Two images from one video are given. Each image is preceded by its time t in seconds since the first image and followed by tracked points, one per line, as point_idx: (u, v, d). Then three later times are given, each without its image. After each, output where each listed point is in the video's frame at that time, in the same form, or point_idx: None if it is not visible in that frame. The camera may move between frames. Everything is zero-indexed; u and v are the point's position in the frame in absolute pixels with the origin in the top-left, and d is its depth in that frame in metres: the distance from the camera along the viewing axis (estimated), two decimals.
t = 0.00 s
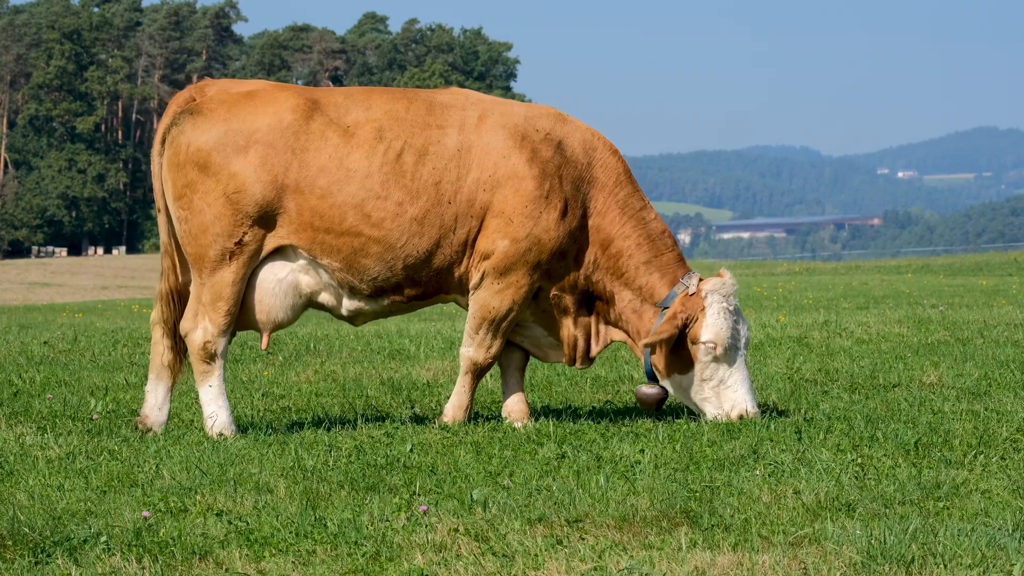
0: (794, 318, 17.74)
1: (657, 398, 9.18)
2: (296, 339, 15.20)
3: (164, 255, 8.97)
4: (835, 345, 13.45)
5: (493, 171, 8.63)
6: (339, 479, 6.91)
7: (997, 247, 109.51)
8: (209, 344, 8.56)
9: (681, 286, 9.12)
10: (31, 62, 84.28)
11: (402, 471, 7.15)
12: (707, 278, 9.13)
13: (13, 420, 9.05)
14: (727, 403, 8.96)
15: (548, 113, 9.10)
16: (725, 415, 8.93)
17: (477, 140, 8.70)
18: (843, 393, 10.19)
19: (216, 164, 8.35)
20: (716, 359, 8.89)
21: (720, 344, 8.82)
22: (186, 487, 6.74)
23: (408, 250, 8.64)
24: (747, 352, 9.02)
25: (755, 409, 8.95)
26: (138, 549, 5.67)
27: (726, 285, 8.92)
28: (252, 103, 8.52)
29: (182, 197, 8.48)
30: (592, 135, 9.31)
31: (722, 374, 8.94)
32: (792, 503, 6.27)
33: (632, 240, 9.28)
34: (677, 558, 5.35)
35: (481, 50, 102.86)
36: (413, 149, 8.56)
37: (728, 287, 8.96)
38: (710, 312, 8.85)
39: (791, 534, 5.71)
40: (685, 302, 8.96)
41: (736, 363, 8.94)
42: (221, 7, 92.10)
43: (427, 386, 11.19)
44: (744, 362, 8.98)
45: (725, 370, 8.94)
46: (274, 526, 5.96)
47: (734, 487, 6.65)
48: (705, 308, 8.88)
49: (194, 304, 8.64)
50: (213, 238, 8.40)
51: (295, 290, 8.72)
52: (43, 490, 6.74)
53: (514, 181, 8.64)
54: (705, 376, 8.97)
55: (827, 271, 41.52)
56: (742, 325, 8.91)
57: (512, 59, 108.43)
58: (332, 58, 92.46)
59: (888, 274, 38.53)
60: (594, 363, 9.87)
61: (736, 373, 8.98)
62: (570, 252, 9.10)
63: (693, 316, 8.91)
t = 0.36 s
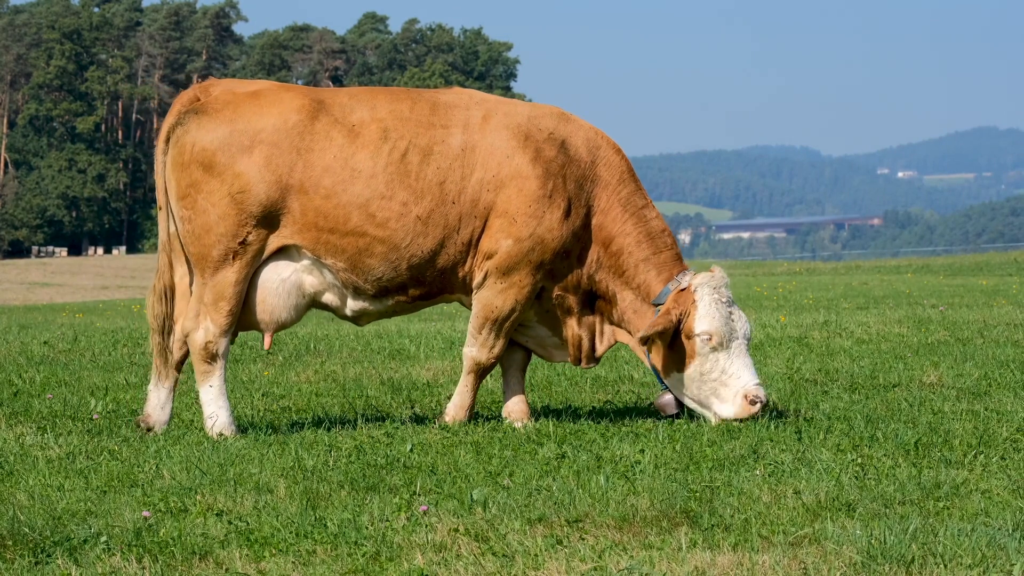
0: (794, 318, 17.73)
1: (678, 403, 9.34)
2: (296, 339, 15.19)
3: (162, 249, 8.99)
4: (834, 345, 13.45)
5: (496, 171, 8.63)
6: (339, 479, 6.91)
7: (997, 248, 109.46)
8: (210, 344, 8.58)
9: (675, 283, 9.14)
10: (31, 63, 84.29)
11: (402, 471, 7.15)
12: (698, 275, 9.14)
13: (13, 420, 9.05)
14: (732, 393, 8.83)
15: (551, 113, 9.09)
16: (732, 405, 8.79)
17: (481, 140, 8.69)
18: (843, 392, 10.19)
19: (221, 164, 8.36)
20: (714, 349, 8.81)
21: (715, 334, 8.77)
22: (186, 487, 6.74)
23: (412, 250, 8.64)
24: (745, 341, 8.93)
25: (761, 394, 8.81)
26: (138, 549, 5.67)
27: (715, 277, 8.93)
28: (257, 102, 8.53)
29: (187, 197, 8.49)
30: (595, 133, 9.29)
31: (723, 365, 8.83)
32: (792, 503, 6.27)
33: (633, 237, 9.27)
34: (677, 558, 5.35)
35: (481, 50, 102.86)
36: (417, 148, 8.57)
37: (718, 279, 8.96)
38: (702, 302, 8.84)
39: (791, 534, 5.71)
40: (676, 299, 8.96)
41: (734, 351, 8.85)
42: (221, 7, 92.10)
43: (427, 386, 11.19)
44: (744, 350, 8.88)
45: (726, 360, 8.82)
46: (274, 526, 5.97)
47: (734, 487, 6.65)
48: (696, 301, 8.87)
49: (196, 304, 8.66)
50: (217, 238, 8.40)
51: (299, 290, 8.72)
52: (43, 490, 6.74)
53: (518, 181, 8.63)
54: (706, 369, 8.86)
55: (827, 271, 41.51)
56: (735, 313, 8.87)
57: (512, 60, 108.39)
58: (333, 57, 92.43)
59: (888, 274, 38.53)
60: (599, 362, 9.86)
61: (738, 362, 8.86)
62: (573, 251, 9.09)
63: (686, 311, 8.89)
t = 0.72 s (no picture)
0: (794, 318, 17.73)
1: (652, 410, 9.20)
2: (296, 339, 15.20)
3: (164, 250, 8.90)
4: (835, 345, 13.44)
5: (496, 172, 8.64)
6: (339, 479, 6.91)
7: (997, 248, 109.47)
8: (211, 344, 8.60)
9: (658, 295, 9.05)
10: (31, 63, 84.30)
11: (402, 471, 7.15)
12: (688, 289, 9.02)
13: (13, 420, 9.05)
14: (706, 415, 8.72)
15: (552, 115, 9.04)
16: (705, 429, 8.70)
17: (481, 141, 8.67)
18: (843, 393, 10.19)
19: (225, 164, 8.39)
20: (689, 370, 8.72)
21: (690, 356, 8.68)
22: (186, 487, 6.74)
23: (414, 251, 8.63)
24: (727, 361, 8.78)
25: (736, 417, 8.65)
26: (138, 549, 5.67)
27: (698, 294, 8.82)
28: (261, 103, 8.55)
29: (190, 197, 8.52)
30: (595, 137, 9.23)
31: (698, 386, 8.74)
32: (792, 503, 6.27)
33: (626, 245, 9.18)
34: (677, 558, 5.35)
35: (481, 50, 102.89)
36: (418, 149, 8.57)
37: (702, 296, 8.83)
38: (681, 321, 8.76)
39: (791, 534, 5.71)
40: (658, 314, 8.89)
41: (711, 373, 8.72)
42: (221, 7, 92.24)
43: (427, 386, 11.19)
44: (723, 372, 8.75)
45: (701, 382, 8.73)
46: (274, 526, 5.96)
47: (734, 487, 6.65)
48: (676, 319, 8.79)
49: (196, 303, 8.67)
50: (218, 238, 8.42)
51: (303, 290, 8.71)
52: (43, 490, 6.73)
53: (518, 183, 8.63)
54: (681, 389, 8.80)
55: (827, 271, 41.51)
56: (715, 334, 8.73)
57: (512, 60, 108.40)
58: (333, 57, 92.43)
59: (888, 274, 38.53)
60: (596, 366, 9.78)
61: (715, 384, 8.75)
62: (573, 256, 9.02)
63: (665, 329, 8.81)
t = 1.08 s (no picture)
0: (794, 318, 17.73)
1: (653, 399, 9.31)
2: (296, 339, 15.20)
3: (163, 249, 8.96)
4: (835, 345, 13.44)
5: (499, 170, 8.60)
6: (339, 479, 6.91)
7: (997, 248, 109.45)
8: (211, 344, 8.62)
9: (659, 278, 9.03)
10: (31, 63, 84.32)
11: (402, 471, 7.15)
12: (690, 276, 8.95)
13: (13, 420, 9.05)
14: (678, 402, 8.66)
15: (555, 111, 8.99)
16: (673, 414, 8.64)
17: (483, 140, 8.64)
18: (843, 392, 10.19)
19: (227, 164, 8.39)
20: (673, 354, 8.64)
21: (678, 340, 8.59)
22: (186, 487, 6.74)
23: (417, 250, 8.60)
24: (713, 354, 8.67)
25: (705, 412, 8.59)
26: (138, 549, 5.67)
27: (702, 282, 8.70)
28: (262, 102, 8.54)
29: (192, 197, 8.54)
30: (598, 131, 9.20)
31: (679, 371, 8.65)
32: (792, 503, 6.27)
33: (633, 235, 9.22)
34: (677, 558, 5.35)
35: (481, 50, 102.88)
36: (419, 149, 8.54)
37: (706, 286, 8.72)
38: (677, 305, 8.67)
39: (791, 534, 5.71)
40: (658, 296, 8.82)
41: (694, 362, 8.62)
42: (221, 7, 92.25)
43: (427, 386, 11.19)
44: (706, 363, 8.64)
45: (682, 368, 8.64)
46: (274, 526, 5.96)
47: (734, 487, 6.65)
48: (671, 302, 8.71)
49: (197, 303, 8.69)
50: (220, 238, 8.44)
51: (304, 289, 8.73)
52: (43, 490, 6.73)
53: (522, 180, 8.61)
54: (663, 370, 8.72)
55: (827, 271, 41.51)
56: (709, 325, 8.62)
57: (512, 60, 108.40)
58: (333, 57, 92.41)
59: (888, 274, 38.54)
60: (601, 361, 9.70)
61: (695, 373, 8.64)
62: (583, 249, 8.97)
63: (660, 308, 8.76)
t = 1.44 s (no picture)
0: (794, 318, 17.72)
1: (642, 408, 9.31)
2: (296, 339, 15.20)
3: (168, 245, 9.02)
4: (835, 345, 13.44)
5: (500, 170, 8.57)
6: (339, 479, 6.91)
7: (997, 248, 109.45)
8: (212, 345, 8.65)
9: (651, 289, 8.96)
10: (31, 63, 84.34)
11: (402, 471, 7.15)
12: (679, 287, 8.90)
13: (12, 420, 9.05)
14: (666, 412, 8.60)
15: (557, 111, 8.97)
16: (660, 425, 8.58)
17: (484, 140, 8.61)
18: (843, 393, 10.19)
19: (228, 166, 8.40)
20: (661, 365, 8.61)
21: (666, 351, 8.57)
22: (186, 487, 6.74)
23: (417, 251, 8.60)
24: (701, 366, 8.62)
25: (692, 422, 8.50)
26: (138, 549, 5.67)
27: (690, 293, 8.69)
28: (264, 103, 8.55)
29: (194, 198, 8.54)
30: (599, 131, 9.17)
31: (666, 383, 8.61)
32: (792, 503, 6.27)
33: (629, 238, 9.15)
34: (677, 558, 5.35)
35: (480, 50, 102.87)
36: (420, 149, 8.54)
37: (694, 296, 8.69)
38: (664, 316, 8.65)
39: (791, 534, 5.71)
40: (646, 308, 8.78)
41: (682, 373, 8.58)
42: (221, 7, 92.27)
43: (426, 386, 11.19)
44: (694, 375, 8.60)
45: (670, 379, 8.61)
46: (274, 526, 5.96)
47: (734, 487, 6.65)
48: (659, 312, 8.69)
49: (200, 303, 8.74)
50: (221, 239, 8.46)
51: (307, 290, 8.72)
52: (43, 490, 6.73)
53: (522, 180, 8.58)
54: (651, 382, 8.68)
55: (828, 271, 41.50)
56: (697, 336, 8.59)
57: (512, 60, 108.42)
58: (333, 57, 92.40)
59: (888, 273, 38.53)
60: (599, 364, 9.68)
61: (683, 385, 8.61)
62: (581, 250, 8.92)
63: (648, 320, 8.73)
